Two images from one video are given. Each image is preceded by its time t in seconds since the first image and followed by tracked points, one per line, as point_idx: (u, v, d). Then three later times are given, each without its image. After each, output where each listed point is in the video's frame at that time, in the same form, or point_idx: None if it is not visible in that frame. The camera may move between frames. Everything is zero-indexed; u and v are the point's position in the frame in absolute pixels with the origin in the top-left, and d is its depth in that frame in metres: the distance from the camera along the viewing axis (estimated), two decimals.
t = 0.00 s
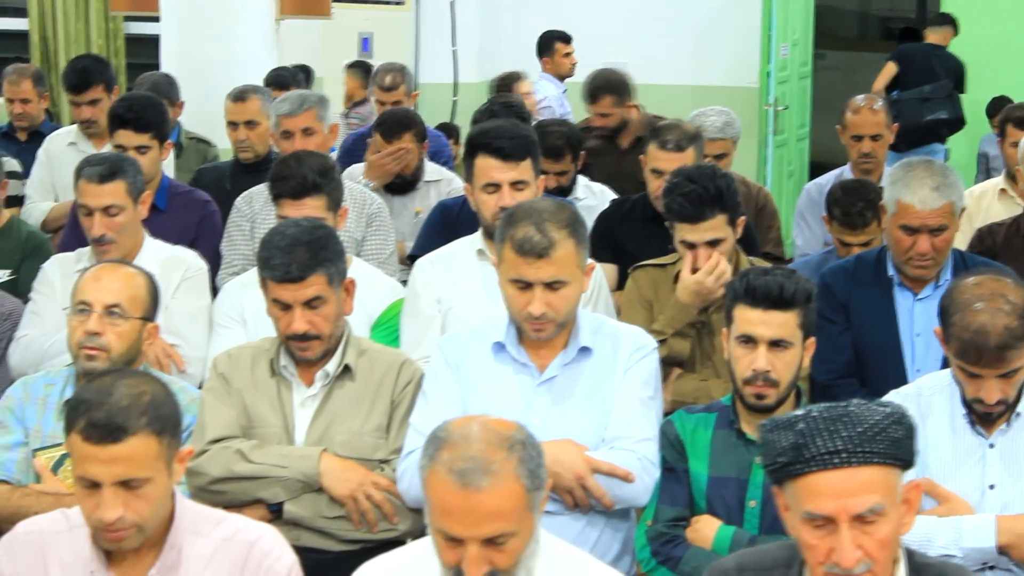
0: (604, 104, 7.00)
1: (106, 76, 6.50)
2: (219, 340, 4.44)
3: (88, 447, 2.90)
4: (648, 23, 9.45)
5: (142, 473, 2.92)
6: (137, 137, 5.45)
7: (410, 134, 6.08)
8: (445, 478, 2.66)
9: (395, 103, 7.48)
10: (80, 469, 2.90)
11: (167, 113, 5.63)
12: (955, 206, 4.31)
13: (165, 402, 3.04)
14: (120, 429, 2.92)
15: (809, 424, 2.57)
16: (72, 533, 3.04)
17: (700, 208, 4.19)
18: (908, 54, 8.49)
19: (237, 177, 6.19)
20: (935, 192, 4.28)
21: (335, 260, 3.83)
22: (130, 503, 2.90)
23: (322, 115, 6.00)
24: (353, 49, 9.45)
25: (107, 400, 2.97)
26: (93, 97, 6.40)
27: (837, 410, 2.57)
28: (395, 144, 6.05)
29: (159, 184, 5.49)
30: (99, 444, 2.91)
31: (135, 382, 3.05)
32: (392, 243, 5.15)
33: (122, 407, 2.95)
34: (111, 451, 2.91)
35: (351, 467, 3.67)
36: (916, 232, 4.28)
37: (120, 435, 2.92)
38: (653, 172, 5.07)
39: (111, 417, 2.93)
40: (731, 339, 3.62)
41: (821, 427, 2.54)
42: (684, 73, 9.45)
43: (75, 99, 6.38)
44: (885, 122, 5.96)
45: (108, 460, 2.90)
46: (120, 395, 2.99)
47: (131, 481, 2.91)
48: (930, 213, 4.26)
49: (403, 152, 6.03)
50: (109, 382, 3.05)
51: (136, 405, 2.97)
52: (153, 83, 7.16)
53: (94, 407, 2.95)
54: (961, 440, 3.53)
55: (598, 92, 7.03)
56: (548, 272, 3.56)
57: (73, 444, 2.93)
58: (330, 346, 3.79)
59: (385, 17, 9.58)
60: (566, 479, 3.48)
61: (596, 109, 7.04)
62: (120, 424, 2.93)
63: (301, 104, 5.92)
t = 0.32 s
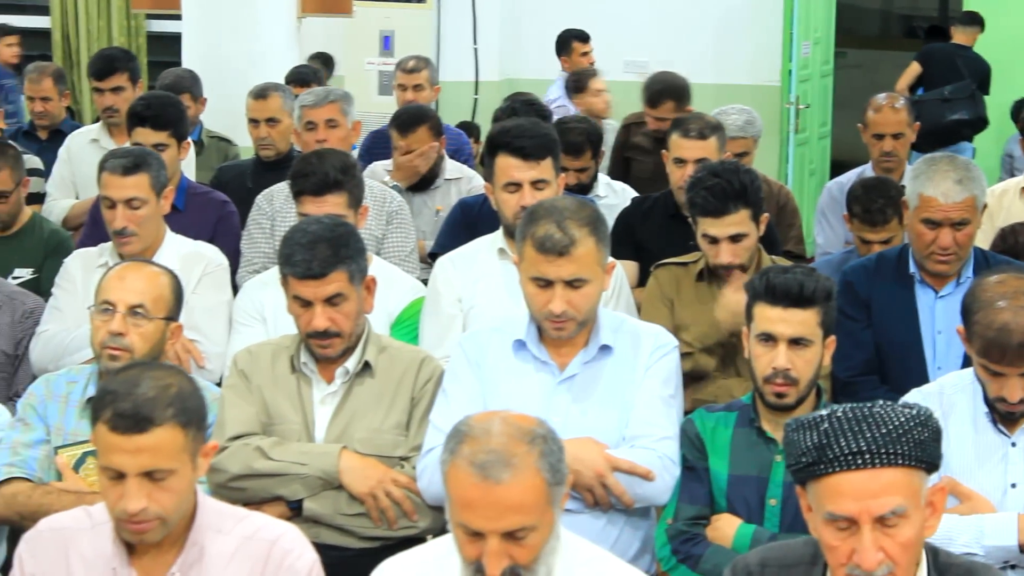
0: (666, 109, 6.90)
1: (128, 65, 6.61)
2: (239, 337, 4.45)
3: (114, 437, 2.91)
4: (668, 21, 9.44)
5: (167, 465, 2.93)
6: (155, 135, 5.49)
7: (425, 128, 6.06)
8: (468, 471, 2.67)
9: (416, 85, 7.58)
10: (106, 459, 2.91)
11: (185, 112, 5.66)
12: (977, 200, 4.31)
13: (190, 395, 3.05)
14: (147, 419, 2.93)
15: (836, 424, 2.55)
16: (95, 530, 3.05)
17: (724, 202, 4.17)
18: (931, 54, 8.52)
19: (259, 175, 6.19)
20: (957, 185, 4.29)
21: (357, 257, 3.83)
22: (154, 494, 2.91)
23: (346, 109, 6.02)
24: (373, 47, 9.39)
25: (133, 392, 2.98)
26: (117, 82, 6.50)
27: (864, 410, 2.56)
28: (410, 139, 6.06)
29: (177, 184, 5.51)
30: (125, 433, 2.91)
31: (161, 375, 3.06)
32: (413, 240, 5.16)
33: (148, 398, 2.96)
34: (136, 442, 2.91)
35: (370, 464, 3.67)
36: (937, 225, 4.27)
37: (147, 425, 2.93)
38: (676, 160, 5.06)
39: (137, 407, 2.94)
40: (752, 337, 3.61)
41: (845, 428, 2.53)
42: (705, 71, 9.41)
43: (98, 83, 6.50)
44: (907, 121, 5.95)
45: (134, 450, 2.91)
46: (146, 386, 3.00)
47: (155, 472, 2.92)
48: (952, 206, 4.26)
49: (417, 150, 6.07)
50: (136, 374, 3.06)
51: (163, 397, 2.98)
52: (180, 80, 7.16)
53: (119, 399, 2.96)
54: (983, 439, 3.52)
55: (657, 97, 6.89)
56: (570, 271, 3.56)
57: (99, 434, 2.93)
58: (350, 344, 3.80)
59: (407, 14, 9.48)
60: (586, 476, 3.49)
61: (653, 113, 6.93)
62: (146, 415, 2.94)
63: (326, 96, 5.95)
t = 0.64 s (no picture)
0: (698, 96, 7.02)
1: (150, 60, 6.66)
2: (259, 335, 4.47)
3: (143, 418, 2.93)
4: (688, 19, 9.44)
5: (195, 449, 2.94)
6: (172, 132, 5.51)
7: (447, 120, 6.08)
8: (487, 459, 2.70)
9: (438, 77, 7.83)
10: (133, 441, 2.93)
11: (203, 110, 5.70)
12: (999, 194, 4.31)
13: (220, 383, 3.07)
14: (177, 401, 2.95)
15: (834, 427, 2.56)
16: (118, 525, 3.05)
17: (748, 187, 4.26)
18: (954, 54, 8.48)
19: (278, 172, 6.21)
20: (978, 178, 4.29)
21: (377, 255, 3.84)
22: (179, 478, 2.91)
23: (366, 107, 6.02)
24: (393, 44, 9.31)
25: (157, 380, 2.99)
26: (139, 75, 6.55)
27: (863, 414, 2.56)
28: (435, 124, 6.09)
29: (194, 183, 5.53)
30: (153, 415, 2.93)
31: (188, 362, 3.08)
32: (431, 238, 5.17)
33: (178, 382, 2.98)
34: (164, 423, 2.93)
35: (391, 462, 3.68)
36: (959, 218, 4.26)
37: (176, 407, 2.95)
38: (697, 157, 5.05)
39: (167, 390, 2.96)
40: (772, 336, 3.61)
41: (843, 432, 2.53)
42: (726, 69, 9.40)
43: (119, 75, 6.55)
44: (927, 118, 5.93)
45: (161, 433, 2.93)
46: (176, 371, 3.02)
47: (182, 455, 2.93)
48: (975, 198, 4.26)
49: (440, 133, 6.10)
50: (165, 361, 3.08)
51: (192, 382, 3.00)
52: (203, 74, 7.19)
53: (146, 383, 2.98)
54: (1004, 438, 3.50)
55: (687, 85, 7.02)
56: (590, 264, 3.57)
57: (127, 417, 2.95)
58: (369, 342, 3.81)
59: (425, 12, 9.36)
60: (605, 473, 3.50)
61: (683, 102, 7.04)
62: (176, 398, 2.96)
63: (345, 94, 5.95)
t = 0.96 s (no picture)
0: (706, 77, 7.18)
1: (171, 57, 6.69)
2: (279, 332, 4.48)
3: (168, 400, 2.88)
4: (709, 14, 9.42)
5: (218, 430, 2.89)
6: (189, 136, 5.54)
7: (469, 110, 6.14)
8: (509, 456, 2.70)
9: (458, 71, 7.87)
10: (159, 421, 2.87)
11: (220, 110, 5.71)
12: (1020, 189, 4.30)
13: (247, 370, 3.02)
14: (202, 381, 2.90)
15: (828, 416, 2.56)
16: (143, 519, 2.96)
17: (772, 176, 4.26)
18: (978, 54, 8.42)
19: (299, 170, 6.21)
20: (998, 173, 4.27)
21: (397, 253, 3.84)
22: (203, 461, 2.86)
23: (386, 106, 6.02)
24: (415, 44, 9.22)
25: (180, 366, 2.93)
26: (160, 72, 6.58)
27: (856, 400, 2.57)
28: (460, 112, 6.18)
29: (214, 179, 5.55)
30: (179, 394, 2.88)
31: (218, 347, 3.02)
32: (452, 238, 5.16)
33: (205, 364, 2.92)
34: (190, 403, 2.88)
35: (411, 460, 3.69)
36: (981, 213, 4.24)
37: (202, 388, 2.89)
38: (716, 158, 5.03)
39: (193, 368, 2.91)
40: (794, 336, 3.59)
41: (836, 419, 2.54)
42: (747, 62, 9.37)
43: (140, 72, 6.58)
44: (947, 114, 5.91)
45: (187, 412, 2.87)
46: (202, 356, 2.95)
47: (207, 436, 2.88)
48: (996, 193, 4.24)
49: (464, 120, 6.18)
50: (195, 347, 3.00)
51: (219, 364, 2.94)
52: (223, 69, 7.20)
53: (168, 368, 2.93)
54: None
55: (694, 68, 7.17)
56: (607, 258, 3.58)
57: (154, 396, 2.90)
58: (389, 342, 3.81)
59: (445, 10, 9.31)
60: (625, 473, 3.49)
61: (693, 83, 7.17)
62: (202, 377, 2.90)
63: (364, 93, 5.96)
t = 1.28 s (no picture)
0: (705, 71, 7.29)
1: (195, 49, 6.71)
2: (304, 322, 4.50)
3: (195, 390, 2.85)
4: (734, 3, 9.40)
5: (244, 421, 2.86)
6: (213, 127, 5.57)
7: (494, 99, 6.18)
8: (530, 449, 2.71)
9: (482, 61, 7.90)
10: (184, 412, 2.85)
11: (243, 102, 5.73)
12: None
13: (272, 360, 2.98)
14: (228, 372, 2.87)
15: (840, 392, 2.65)
16: (166, 508, 2.92)
17: (797, 165, 4.24)
18: (1002, 44, 8.37)
19: (322, 161, 6.20)
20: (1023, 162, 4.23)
21: (421, 245, 3.85)
22: (229, 452, 2.83)
23: (408, 99, 6.02)
24: (438, 34, 9.30)
25: (201, 354, 2.90)
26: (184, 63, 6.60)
27: (867, 377, 2.66)
28: (485, 99, 6.22)
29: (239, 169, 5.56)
30: (205, 385, 2.85)
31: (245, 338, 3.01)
32: (475, 230, 5.18)
33: (231, 355, 2.90)
34: (216, 394, 2.85)
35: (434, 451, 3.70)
36: (1005, 202, 4.21)
37: (227, 379, 2.87)
38: (738, 152, 5.02)
39: (220, 360, 2.88)
40: (818, 327, 3.58)
41: (848, 394, 2.63)
42: (771, 59, 9.44)
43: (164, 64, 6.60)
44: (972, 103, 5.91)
45: (212, 403, 2.85)
46: (228, 346, 2.93)
47: (233, 427, 2.85)
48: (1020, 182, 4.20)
49: (489, 108, 6.23)
50: (220, 336, 2.98)
51: (245, 354, 2.92)
52: (247, 57, 7.21)
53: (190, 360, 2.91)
54: None
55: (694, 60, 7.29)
56: (632, 246, 3.58)
57: (179, 387, 2.87)
58: (412, 333, 3.82)
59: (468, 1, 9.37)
60: (648, 464, 3.50)
61: (694, 75, 7.28)
62: (228, 368, 2.88)
63: (387, 88, 5.96)
